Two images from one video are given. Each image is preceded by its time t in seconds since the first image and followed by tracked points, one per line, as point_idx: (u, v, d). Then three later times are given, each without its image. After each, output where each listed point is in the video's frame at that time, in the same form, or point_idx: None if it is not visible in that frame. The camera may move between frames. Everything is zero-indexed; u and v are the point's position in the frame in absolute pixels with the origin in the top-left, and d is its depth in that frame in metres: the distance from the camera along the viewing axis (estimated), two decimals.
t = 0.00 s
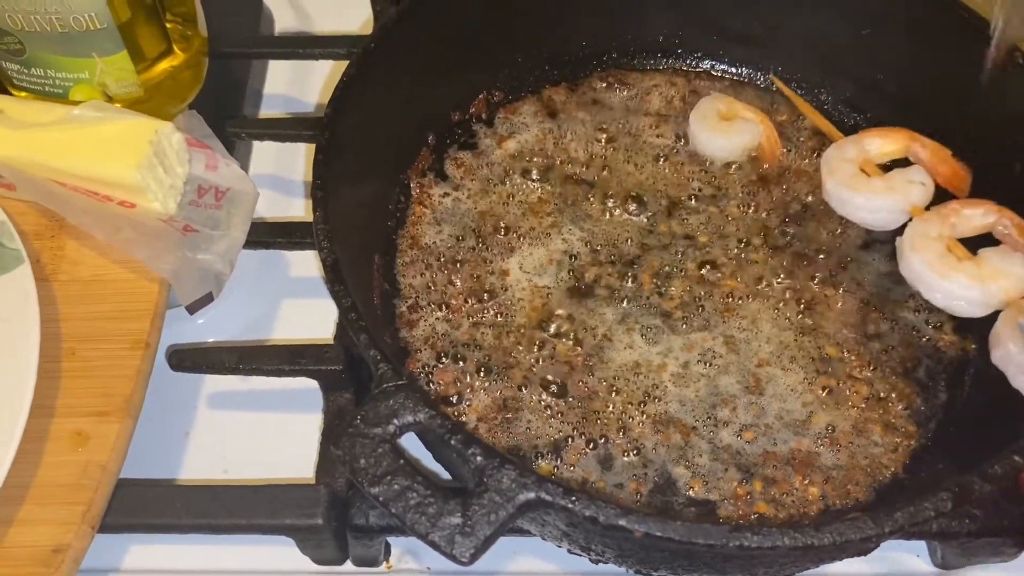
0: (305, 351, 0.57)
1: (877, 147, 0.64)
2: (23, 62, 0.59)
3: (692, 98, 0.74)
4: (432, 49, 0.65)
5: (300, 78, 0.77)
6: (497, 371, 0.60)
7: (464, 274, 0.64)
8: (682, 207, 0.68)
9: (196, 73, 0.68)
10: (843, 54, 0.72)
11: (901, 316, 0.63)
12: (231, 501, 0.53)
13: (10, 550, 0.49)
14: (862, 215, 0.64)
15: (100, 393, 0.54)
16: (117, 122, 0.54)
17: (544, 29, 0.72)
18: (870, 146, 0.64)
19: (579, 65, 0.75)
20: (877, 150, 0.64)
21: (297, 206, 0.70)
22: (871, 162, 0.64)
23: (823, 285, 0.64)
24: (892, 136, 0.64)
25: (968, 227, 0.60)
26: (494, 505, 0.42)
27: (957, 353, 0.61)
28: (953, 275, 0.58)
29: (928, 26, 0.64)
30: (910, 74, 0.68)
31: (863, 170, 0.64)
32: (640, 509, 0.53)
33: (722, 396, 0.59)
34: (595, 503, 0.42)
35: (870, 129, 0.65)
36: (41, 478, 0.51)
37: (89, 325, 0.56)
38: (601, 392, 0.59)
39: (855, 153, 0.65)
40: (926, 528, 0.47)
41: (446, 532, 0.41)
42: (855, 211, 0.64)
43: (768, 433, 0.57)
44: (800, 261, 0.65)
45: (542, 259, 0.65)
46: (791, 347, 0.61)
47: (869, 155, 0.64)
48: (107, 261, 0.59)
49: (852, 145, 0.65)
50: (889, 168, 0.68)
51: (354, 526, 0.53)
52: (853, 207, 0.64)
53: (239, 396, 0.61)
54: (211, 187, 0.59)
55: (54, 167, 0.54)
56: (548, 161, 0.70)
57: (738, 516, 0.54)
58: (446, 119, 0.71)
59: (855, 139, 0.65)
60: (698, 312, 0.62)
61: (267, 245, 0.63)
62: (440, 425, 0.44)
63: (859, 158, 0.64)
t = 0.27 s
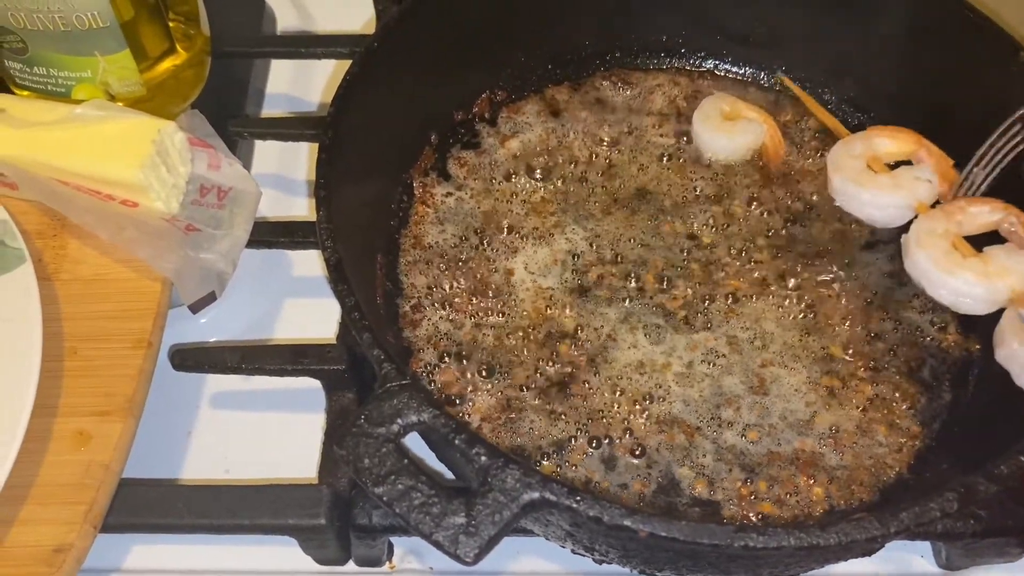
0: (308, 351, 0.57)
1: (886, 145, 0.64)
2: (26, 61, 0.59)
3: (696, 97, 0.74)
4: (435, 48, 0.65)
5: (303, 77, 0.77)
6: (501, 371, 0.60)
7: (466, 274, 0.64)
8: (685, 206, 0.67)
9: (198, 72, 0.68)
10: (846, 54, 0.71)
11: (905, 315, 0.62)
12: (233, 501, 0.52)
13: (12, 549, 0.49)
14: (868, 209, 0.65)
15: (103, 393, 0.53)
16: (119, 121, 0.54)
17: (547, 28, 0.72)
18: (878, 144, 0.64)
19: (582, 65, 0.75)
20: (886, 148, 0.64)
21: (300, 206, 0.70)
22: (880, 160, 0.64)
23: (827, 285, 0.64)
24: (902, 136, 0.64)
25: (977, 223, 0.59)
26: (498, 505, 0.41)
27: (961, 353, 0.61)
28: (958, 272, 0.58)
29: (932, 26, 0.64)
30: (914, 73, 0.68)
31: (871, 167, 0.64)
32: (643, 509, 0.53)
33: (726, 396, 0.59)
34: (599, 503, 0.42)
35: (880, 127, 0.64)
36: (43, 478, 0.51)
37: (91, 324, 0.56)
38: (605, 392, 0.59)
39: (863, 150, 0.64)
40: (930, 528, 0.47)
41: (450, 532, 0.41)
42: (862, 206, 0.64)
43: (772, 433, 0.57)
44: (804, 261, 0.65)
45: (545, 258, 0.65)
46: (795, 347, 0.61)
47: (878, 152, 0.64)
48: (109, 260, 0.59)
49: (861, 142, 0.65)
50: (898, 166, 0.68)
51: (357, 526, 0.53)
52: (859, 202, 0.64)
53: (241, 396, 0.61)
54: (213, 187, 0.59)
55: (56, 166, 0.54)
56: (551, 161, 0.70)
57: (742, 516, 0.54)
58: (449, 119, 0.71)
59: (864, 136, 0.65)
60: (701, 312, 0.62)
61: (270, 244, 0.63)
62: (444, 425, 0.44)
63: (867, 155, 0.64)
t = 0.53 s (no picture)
0: (305, 350, 0.56)
1: (878, 143, 0.64)
2: (22, 61, 0.59)
3: (694, 97, 0.74)
4: (432, 48, 0.65)
5: (301, 77, 0.77)
6: (498, 371, 0.60)
7: (464, 274, 0.64)
8: (683, 206, 0.67)
9: (195, 72, 0.68)
10: (844, 53, 0.71)
11: (903, 316, 0.62)
12: (230, 501, 0.52)
13: (7, 550, 0.49)
14: (864, 212, 0.64)
15: (99, 393, 0.53)
16: (116, 121, 0.54)
17: (545, 28, 0.72)
18: (871, 143, 0.64)
19: (580, 64, 0.75)
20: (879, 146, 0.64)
21: (297, 206, 0.70)
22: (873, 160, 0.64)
23: (825, 285, 0.63)
24: (894, 131, 0.64)
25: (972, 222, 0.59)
26: (493, 506, 0.41)
27: (959, 353, 0.61)
28: (957, 270, 0.58)
29: (931, 26, 0.64)
30: (912, 73, 0.68)
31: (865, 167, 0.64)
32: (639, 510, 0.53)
33: (723, 396, 0.59)
34: (595, 504, 0.42)
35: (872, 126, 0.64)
36: (39, 478, 0.51)
37: (88, 324, 0.56)
38: (602, 392, 0.59)
39: (857, 151, 0.64)
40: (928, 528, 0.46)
41: (446, 532, 0.41)
42: (858, 209, 0.64)
43: (770, 434, 0.57)
44: (801, 261, 0.65)
45: (543, 258, 0.65)
46: (793, 348, 0.61)
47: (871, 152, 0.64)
48: (106, 260, 0.59)
49: (853, 143, 0.64)
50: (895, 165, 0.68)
51: (353, 527, 0.53)
52: (856, 205, 0.64)
53: (238, 396, 0.61)
54: (210, 187, 0.59)
55: (53, 166, 0.54)
56: (548, 160, 0.70)
57: (739, 517, 0.54)
58: (447, 119, 0.71)
59: (857, 136, 0.65)
60: (699, 312, 0.62)
61: (266, 244, 0.63)
62: (440, 425, 0.44)
63: (861, 155, 0.64)
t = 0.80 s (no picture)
0: (299, 353, 0.57)
1: (867, 161, 0.64)
2: (17, 63, 0.59)
3: (689, 100, 0.74)
4: (426, 51, 0.65)
5: (297, 79, 0.77)
6: (492, 373, 0.60)
7: (458, 276, 0.64)
8: (678, 209, 0.67)
9: (190, 74, 0.68)
10: (839, 56, 0.71)
11: (897, 318, 0.62)
12: (223, 504, 0.52)
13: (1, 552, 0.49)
14: (857, 228, 0.64)
15: (93, 395, 0.53)
16: (112, 123, 0.54)
17: (540, 31, 0.72)
18: (860, 161, 0.64)
19: (575, 67, 0.75)
20: (869, 164, 0.64)
21: (292, 208, 0.70)
22: (865, 177, 0.64)
23: (819, 287, 0.63)
24: (882, 148, 0.64)
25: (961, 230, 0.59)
26: (485, 509, 0.41)
27: (952, 356, 0.61)
28: (947, 279, 0.58)
29: (924, 29, 0.64)
30: (906, 76, 0.68)
31: (856, 184, 0.64)
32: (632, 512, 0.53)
33: (717, 398, 0.59)
34: (586, 506, 0.42)
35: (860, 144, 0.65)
36: (33, 481, 0.51)
37: (82, 327, 0.56)
38: (596, 394, 0.59)
39: (847, 170, 0.64)
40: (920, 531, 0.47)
41: (437, 535, 0.41)
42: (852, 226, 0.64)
43: (763, 436, 0.57)
44: (796, 263, 0.65)
45: (537, 261, 0.65)
46: (787, 350, 0.61)
47: (862, 169, 0.64)
48: (101, 263, 0.59)
49: (842, 162, 0.65)
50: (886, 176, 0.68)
51: (347, 529, 0.53)
52: (848, 221, 0.64)
53: (233, 398, 0.61)
54: (206, 188, 0.59)
55: (48, 168, 0.54)
56: (543, 162, 0.70)
57: (732, 519, 0.54)
58: (442, 121, 0.71)
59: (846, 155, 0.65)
60: (693, 315, 0.62)
61: (262, 246, 0.63)
62: (432, 428, 0.44)
63: (852, 173, 0.64)
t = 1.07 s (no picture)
0: (296, 355, 0.57)
1: (831, 181, 0.63)
2: (16, 67, 0.59)
3: (685, 103, 0.74)
4: (423, 55, 0.65)
5: (294, 83, 0.77)
6: (488, 376, 0.60)
7: (455, 279, 0.64)
8: (674, 212, 0.68)
9: (189, 77, 0.68)
10: (834, 59, 0.72)
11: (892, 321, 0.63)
12: (221, 505, 0.53)
13: None
14: (812, 244, 0.64)
15: (91, 398, 0.54)
16: (110, 126, 0.55)
17: (537, 35, 0.72)
18: (824, 180, 0.63)
19: (572, 70, 0.75)
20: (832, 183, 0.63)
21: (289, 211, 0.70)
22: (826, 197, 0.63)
23: (814, 290, 0.64)
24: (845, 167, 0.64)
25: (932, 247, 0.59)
26: (479, 511, 0.42)
27: (946, 358, 0.61)
28: (923, 297, 0.58)
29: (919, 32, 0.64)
30: (901, 80, 0.68)
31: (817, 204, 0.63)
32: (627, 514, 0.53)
33: (712, 401, 0.59)
34: (581, 509, 0.42)
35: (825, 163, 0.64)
36: (31, 483, 0.51)
37: (81, 329, 0.56)
38: (592, 397, 0.59)
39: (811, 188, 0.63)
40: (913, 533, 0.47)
41: (432, 537, 0.41)
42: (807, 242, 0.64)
43: (758, 438, 0.57)
44: (791, 266, 0.65)
45: (533, 264, 0.65)
46: (782, 353, 0.61)
47: (824, 189, 0.63)
48: (99, 265, 0.59)
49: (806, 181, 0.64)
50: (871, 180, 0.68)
51: (344, 531, 0.53)
52: (807, 240, 0.63)
53: (230, 401, 0.62)
54: (203, 192, 0.59)
55: (47, 172, 0.54)
56: (540, 166, 0.70)
57: (727, 521, 0.54)
58: (439, 124, 0.71)
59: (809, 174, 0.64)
60: (689, 317, 0.62)
61: (259, 249, 0.64)
62: (427, 431, 0.44)
63: (815, 193, 0.63)
